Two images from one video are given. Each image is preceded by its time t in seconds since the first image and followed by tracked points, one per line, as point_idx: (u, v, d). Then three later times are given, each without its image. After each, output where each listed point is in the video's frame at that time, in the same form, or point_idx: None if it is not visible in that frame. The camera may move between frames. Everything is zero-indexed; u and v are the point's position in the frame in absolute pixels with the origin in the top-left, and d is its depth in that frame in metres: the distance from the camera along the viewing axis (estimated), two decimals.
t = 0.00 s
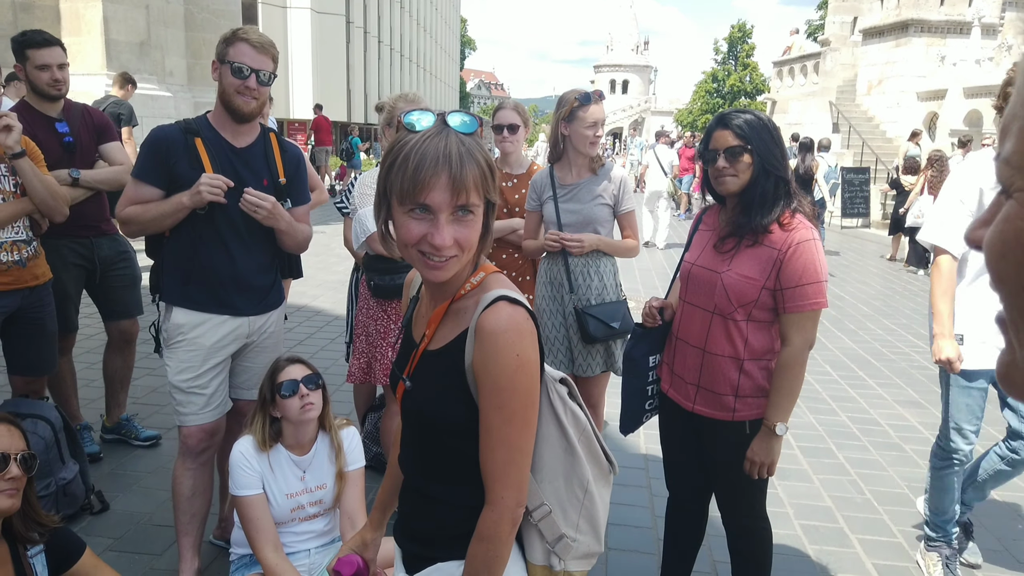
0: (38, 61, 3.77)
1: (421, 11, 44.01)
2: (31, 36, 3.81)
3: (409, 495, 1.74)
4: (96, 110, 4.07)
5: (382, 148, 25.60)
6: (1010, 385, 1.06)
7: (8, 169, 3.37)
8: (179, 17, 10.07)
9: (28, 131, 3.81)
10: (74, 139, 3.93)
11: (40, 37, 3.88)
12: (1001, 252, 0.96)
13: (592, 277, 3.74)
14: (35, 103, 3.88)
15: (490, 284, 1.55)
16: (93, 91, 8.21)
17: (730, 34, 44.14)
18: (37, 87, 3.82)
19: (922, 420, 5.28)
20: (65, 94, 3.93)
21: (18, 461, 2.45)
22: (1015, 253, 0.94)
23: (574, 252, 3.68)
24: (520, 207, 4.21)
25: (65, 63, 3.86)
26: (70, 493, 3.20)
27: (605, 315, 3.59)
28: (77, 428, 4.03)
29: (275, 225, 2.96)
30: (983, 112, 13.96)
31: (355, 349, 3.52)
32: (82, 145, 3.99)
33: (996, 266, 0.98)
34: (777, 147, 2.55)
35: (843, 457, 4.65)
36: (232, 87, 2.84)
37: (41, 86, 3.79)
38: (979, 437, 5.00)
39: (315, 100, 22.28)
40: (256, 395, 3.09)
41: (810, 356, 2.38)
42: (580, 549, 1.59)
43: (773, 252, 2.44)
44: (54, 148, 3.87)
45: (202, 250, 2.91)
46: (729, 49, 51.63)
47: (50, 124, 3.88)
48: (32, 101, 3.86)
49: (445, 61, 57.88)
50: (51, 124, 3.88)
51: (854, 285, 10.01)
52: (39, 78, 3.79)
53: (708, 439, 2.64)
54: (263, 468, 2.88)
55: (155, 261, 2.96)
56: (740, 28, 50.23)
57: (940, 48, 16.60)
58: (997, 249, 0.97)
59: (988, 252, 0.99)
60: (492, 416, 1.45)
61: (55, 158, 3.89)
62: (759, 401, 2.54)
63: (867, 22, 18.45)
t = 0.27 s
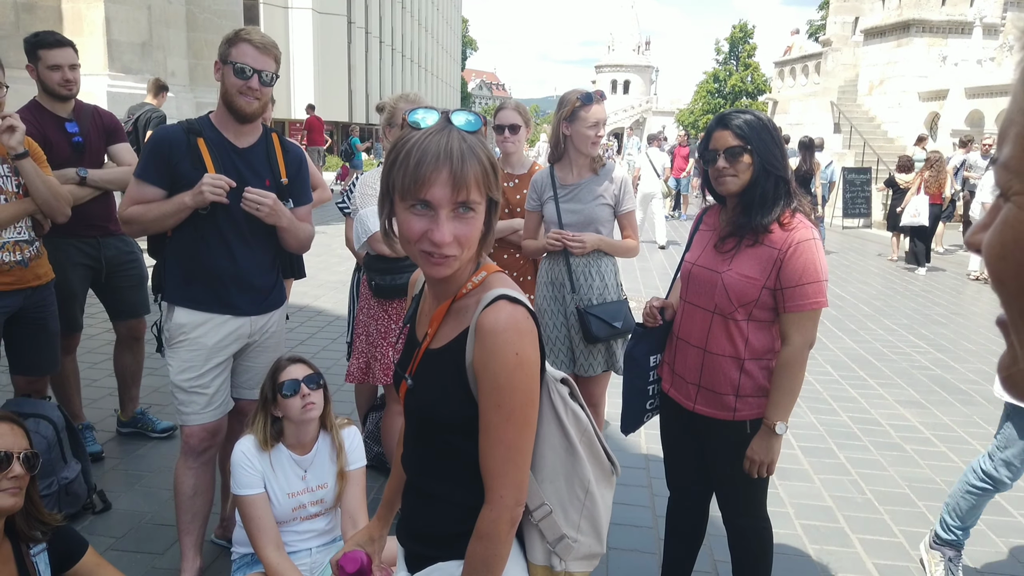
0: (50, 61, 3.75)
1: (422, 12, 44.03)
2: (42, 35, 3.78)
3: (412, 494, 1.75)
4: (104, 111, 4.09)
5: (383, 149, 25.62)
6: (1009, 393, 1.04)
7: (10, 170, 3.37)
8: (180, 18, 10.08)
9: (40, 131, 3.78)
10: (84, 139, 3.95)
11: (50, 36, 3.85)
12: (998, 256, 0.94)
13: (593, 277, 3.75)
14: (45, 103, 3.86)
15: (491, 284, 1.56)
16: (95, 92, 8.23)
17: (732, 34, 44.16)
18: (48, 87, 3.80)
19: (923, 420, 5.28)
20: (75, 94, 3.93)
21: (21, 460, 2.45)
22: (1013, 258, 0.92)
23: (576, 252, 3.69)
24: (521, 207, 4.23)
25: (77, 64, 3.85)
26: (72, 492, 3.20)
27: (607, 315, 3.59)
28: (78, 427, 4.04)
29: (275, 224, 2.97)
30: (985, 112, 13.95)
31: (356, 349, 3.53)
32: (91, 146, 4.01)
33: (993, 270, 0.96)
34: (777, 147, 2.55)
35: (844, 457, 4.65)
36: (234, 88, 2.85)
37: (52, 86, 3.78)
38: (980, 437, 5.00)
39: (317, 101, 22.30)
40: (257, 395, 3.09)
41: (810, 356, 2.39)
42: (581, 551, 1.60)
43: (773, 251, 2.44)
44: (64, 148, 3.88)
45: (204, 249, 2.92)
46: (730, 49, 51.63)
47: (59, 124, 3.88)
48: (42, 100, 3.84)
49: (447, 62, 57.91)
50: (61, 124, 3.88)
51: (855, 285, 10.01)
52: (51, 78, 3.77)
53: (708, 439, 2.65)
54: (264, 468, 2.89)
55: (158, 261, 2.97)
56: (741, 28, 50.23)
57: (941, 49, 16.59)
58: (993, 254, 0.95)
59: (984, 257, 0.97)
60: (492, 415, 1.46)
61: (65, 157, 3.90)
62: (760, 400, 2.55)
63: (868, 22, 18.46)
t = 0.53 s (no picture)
0: (69, 60, 3.78)
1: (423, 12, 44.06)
2: (63, 35, 3.84)
3: (415, 494, 1.76)
4: (123, 112, 4.12)
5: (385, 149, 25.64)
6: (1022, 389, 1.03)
7: (13, 169, 3.39)
8: (182, 18, 10.11)
9: (56, 127, 3.83)
10: (99, 138, 3.97)
11: (71, 37, 3.90)
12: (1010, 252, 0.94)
13: (595, 276, 3.75)
14: (64, 102, 3.92)
15: (493, 283, 1.56)
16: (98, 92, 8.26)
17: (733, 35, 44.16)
18: (67, 86, 3.84)
19: (925, 419, 5.28)
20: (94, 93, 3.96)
21: (23, 459, 2.45)
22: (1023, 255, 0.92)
23: (578, 251, 3.69)
24: (522, 207, 4.24)
25: (95, 63, 3.88)
26: (74, 492, 3.21)
27: (608, 314, 3.60)
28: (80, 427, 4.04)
29: (273, 221, 2.97)
30: (986, 112, 13.94)
31: (357, 349, 3.53)
32: (107, 145, 4.04)
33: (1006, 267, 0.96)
34: (778, 146, 2.55)
35: (845, 457, 4.65)
36: (236, 88, 2.85)
37: (71, 84, 3.81)
38: (982, 437, 5.00)
39: (318, 101, 22.34)
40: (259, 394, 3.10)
41: (811, 355, 2.38)
42: (584, 555, 1.60)
43: (774, 250, 2.44)
44: (79, 146, 3.91)
45: (205, 248, 2.92)
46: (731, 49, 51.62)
47: (77, 122, 3.92)
48: (63, 99, 3.90)
49: (448, 62, 57.94)
50: (78, 122, 3.93)
51: (856, 285, 10.00)
52: (69, 76, 3.80)
53: (710, 440, 2.65)
54: (265, 468, 2.89)
55: (159, 260, 2.98)
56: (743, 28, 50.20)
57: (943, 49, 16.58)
58: (1004, 251, 0.95)
59: (997, 254, 0.96)
60: (491, 414, 1.46)
61: (80, 155, 3.92)
62: (761, 400, 2.55)
63: (869, 22, 18.46)
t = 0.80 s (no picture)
0: (88, 60, 3.82)
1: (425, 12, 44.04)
2: (84, 37, 3.88)
3: (418, 495, 1.75)
4: (142, 114, 4.14)
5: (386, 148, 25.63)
6: None
7: (14, 169, 3.39)
8: (183, 18, 10.11)
9: (74, 126, 3.85)
10: (116, 137, 3.99)
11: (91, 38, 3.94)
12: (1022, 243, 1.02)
13: (596, 275, 3.74)
14: (84, 102, 3.95)
15: (493, 283, 1.55)
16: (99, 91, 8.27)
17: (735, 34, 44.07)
18: (87, 85, 3.87)
19: (927, 419, 5.26)
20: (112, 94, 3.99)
21: (23, 457, 2.44)
22: None
23: (581, 250, 3.68)
24: (523, 206, 4.23)
25: (114, 64, 3.91)
26: (75, 490, 3.21)
27: (609, 313, 3.59)
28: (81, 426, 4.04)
29: (272, 220, 2.96)
30: (989, 111, 13.89)
31: (358, 348, 3.52)
32: (125, 145, 4.05)
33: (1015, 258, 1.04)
34: (779, 143, 2.54)
35: (848, 457, 4.64)
36: (236, 86, 2.85)
37: (90, 84, 3.84)
38: (985, 437, 4.98)
39: (320, 100, 22.33)
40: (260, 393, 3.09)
41: (814, 354, 2.38)
42: (587, 562, 1.59)
43: (776, 248, 2.43)
44: (95, 144, 3.92)
45: (205, 247, 2.92)
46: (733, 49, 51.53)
47: (95, 121, 3.95)
48: (82, 100, 3.94)
49: (450, 62, 57.92)
50: (96, 122, 3.95)
51: (858, 285, 9.97)
52: (88, 77, 3.84)
53: (713, 440, 2.64)
54: (266, 468, 2.89)
55: (160, 258, 2.98)
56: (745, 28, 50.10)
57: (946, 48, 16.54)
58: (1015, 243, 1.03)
59: (1009, 246, 1.04)
60: (488, 415, 1.45)
61: (96, 154, 3.93)
62: (763, 399, 2.54)
63: (872, 22, 18.42)
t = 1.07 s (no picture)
0: (104, 61, 3.82)
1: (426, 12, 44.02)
2: (102, 39, 3.89)
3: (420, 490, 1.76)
4: (158, 117, 4.12)
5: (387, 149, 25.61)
6: None
7: (15, 169, 3.39)
8: (185, 18, 10.12)
9: (87, 126, 3.86)
10: (130, 138, 3.98)
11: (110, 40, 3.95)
12: None
13: (597, 275, 3.74)
14: (100, 102, 3.96)
15: (488, 275, 1.54)
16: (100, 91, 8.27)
17: (736, 34, 44.03)
18: (102, 86, 3.88)
19: (929, 419, 5.26)
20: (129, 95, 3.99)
21: (24, 456, 2.43)
22: None
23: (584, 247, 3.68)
24: (525, 205, 4.23)
25: (130, 66, 3.90)
26: (76, 490, 3.21)
27: (611, 313, 3.58)
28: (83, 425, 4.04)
29: (273, 219, 2.96)
30: (991, 111, 13.87)
31: (360, 349, 3.52)
32: (138, 146, 4.03)
33: None
34: (780, 142, 2.53)
35: (850, 457, 4.63)
36: (238, 86, 2.85)
37: (105, 85, 3.85)
38: (987, 437, 4.97)
39: (321, 101, 22.33)
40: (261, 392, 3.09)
41: (814, 353, 2.37)
42: (584, 560, 1.59)
43: (777, 247, 2.43)
44: (108, 145, 3.92)
45: (207, 246, 2.92)
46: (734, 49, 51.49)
47: (110, 122, 3.95)
48: (99, 100, 3.95)
49: (451, 62, 57.91)
50: (111, 123, 3.96)
51: (859, 285, 9.96)
52: (103, 77, 3.84)
53: (714, 439, 2.63)
54: (265, 467, 2.88)
55: (161, 258, 2.97)
56: (746, 28, 50.06)
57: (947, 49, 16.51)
58: None
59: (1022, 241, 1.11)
60: (478, 407, 1.45)
61: (108, 154, 3.93)
62: (764, 398, 2.54)
63: (873, 22, 18.39)
